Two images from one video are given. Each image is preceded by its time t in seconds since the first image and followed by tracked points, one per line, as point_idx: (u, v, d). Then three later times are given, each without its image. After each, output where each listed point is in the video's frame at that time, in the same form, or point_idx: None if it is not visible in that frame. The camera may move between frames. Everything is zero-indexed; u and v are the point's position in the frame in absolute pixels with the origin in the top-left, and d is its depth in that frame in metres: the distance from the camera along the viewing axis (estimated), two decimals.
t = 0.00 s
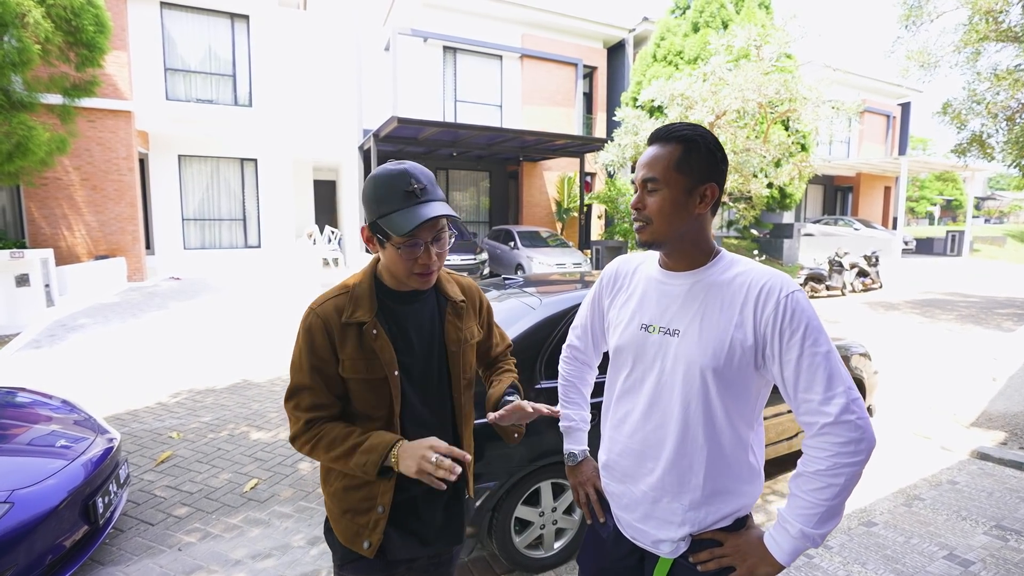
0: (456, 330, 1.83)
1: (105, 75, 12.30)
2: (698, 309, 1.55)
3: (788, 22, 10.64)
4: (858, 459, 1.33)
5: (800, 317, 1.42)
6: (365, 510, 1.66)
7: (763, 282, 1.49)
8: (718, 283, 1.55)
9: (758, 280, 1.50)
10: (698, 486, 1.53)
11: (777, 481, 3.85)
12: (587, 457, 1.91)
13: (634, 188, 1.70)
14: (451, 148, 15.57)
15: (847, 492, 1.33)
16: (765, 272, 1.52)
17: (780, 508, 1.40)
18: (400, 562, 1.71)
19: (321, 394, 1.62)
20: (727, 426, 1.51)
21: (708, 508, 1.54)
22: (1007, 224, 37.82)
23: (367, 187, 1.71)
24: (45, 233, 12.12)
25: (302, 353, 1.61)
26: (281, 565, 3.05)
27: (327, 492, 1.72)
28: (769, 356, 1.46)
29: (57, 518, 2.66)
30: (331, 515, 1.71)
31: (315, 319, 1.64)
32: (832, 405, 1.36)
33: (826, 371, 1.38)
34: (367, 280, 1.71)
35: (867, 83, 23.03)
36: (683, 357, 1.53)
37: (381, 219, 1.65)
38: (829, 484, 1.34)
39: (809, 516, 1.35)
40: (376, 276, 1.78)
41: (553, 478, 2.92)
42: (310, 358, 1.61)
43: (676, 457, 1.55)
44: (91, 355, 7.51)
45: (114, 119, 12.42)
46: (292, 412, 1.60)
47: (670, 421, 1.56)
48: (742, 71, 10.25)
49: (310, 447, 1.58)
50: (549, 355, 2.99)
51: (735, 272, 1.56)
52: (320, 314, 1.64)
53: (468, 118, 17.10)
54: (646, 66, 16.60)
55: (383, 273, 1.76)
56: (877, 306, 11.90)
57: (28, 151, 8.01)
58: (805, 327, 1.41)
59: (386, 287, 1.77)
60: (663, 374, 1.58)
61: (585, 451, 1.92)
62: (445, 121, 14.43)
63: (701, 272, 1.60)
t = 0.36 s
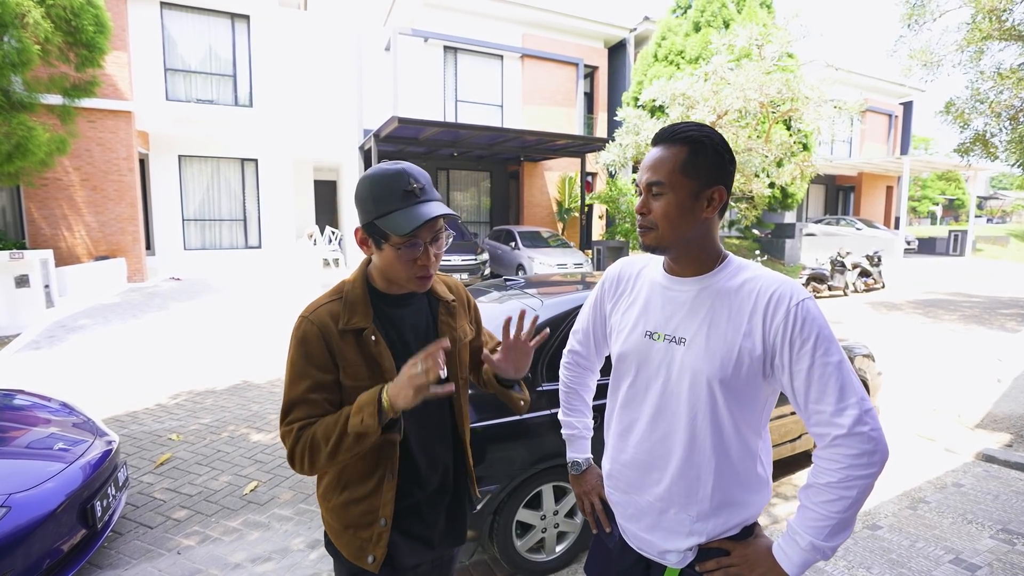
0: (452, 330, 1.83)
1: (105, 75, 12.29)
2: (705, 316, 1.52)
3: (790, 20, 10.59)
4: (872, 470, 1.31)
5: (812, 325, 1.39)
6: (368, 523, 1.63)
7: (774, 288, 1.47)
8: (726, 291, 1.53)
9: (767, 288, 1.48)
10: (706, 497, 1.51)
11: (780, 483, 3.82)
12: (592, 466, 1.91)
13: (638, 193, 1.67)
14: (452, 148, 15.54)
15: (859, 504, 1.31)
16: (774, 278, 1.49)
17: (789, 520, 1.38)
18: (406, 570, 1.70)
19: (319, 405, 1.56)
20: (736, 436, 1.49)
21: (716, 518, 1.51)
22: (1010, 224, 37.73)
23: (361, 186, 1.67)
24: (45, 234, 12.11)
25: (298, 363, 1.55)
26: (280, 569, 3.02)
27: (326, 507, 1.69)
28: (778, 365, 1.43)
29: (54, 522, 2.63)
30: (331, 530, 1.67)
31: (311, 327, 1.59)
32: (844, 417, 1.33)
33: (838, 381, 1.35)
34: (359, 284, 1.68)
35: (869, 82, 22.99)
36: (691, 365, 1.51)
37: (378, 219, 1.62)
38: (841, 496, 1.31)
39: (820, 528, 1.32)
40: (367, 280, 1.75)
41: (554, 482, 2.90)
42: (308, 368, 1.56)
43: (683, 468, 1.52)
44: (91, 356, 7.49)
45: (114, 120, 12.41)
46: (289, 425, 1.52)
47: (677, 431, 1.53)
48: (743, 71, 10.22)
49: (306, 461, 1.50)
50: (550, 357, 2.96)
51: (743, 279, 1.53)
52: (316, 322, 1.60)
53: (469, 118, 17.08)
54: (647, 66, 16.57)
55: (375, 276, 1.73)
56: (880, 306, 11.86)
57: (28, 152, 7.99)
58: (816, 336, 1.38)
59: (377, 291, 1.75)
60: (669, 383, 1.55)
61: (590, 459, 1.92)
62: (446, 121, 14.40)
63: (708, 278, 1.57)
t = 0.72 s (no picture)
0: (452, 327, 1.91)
1: (104, 75, 12.29)
2: (701, 320, 1.52)
3: (790, 21, 10.60)
4: (870, 475, 1.30)
5: (808, 328, 1.39)
6: (404, 520, 1.64)
7: (772, 291, 1.46)
8: (723, 294, 1.52)
9: (764, 291, 1.47)
10: (702, 503, 1.50)
11: (780, 485, 3.81)
12: (589, 471, 1.90)
13: (631, 196, 1.67)
14: (451, 148, 15.53)
15: (857, 509, 1.30)
16: (771, 282, 1.49)
17: (786, 527, 1.37)
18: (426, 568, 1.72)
19: (371, 402, 1.52)
20: (732, 441, 1.48)
21: (713, 524, 1.51)
22: (1010, 224, 37.75)
23: (369, 185, 1.70)
24: (45, 234, 12.10)
25: (352, 361, 1.50)
26: (278, 572, 3.02)
27: (347, 517, 1.63)
28: (775, 369, 1.43)
29: (52, 524, 2.63)
30: (356, 538, 1.62)
31: (356, 324, 1.53)
32: (840, 421, 1.33)
33: (835, 385, 1.35)
34: (381, 278, 1.67)
35: (869, 83, 23.00)
36: (687, 369, 1.50)
37: (395, 204, 1.64)
38: (837, 502, 1.31)
39: (816, 534, 1.32)
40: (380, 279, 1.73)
41: (553, 484, 2.89)
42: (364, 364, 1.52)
43: (680, 473, 1.52)
44: (91, 357, 7.49)
45: (113, 120, 12.41)
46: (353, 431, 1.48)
47: (673, 436, 1.53)
48: (743, 72, 10.22)
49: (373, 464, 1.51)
50: (549, 358, 2.96)
51: (739, 282, 1.53)
52: (360, 319, 1.55)
53: (468, 118, 17.08)
54: (647, 66, 16.58)
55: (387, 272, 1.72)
56: (879, 306, 11.86)
57: (26, 153, 7.99)
58: (813, 339, 1.38)
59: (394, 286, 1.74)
60: (666, 387, 1.55)
61: (587, 464, 1.90)
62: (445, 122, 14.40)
63: (704, 281, 1.57)
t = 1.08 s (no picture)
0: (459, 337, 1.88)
1: (104, 75, 12.29)
2: (699, 323, 1.52)
3: (791, 22, 10.59)
4: (869, 481, 1.29)
5: (807, 331, 1.38)
6: (405, 521, 1.63)
7: (770, 293, 1.45)
8: (720, 297, 1.52)
9: (762, 294, 1.46)
10: (699, 508, 1.50)
11: (781, 487, 3.80)
12: (588, 473, 1.90)
13: (629, 199, 1.66)
14: (452, 149, 15.52)
15: (856, 515, 1.29)
16: (770, 284, 1.48)
17: (784, 533, 1.36)
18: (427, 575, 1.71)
19: (371, 389, 1.52)
20: (730, 446, 1.47)
21: (710, 529, 1.50)
22: (1011, 224, 37.71)
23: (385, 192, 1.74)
24: (45, 234, 12.09)
25: (351, 347, 1.50)
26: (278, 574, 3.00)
27: (349, 513, 1.63)
28: (773, 373, 1.42)
29: (52, 527, 2.62)
30: (356, 536, 1.62)
31: (356, 313, 1.54)
32: (838, 426, 1.32)
33: (833, 390, 1.34)
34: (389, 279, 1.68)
35: (870, 83, 22.98)
36: (685, 372, 1.50)
37: (392, 218, 1.67)
38: (835, 509, 1.30)
39: (815, 541, 1.31)
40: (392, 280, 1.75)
41: (554, 486, 2.89)
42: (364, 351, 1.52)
43: (677, 478, 1.51)
44: (91, 357, 7.48)
45: (114, 120, 12.41)
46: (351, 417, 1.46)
47: (671, 440, 1.52)
48: (744, 72, 10.21)
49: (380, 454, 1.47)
50: (550, 360, 2.95)
51: (738, 285, 1.52)
52: (360, 309, 1.55)
53: (469, 118, 17.08)
54: (647, 67, 16.56)
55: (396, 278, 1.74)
56: (880, 307, 11.86)
57: (27, 153, 7.98)
58: (812, 342, 1.37)
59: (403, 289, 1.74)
60: (663, 390, 1.55)
61: (586, 466, 1.90)
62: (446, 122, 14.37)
63: (702, 284, 1.56)
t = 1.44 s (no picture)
0: (464, 352, 1.79)
1: (104, 75, 12.28)
2: (696, 328, 1.51)
3: (791, 22, 10.57)
4: (867, 486, 1.29)
5: (804, 334, 1.37)
6: (377, 514, 1.60)
7: (767, 297, 1.45)
8: (717, 302, 1.51)
9: (759, 297, 1.45)
10: (698, 514, 1.49)
11: (781, 489, 3.79)
12: (587, 478, 1.89)
13: (624, 206, 1.65)
14: (452, 149, 15.51)
15: (855, 520, 1.28)
16: (766, 288, 1.47)
17: (783, 538, 1.35)
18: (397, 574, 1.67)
19: (375, 377, 1.53)
20: (728, 451, 1.46)
21: (709, 534, 1.49)
22: (1011, 224, 37.68)
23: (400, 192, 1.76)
24: (45, 235, 12.08)
25: (350, 339, 1.52)
26: None
27: (324, 497, 1.64)
28: (770, 377, 1.41)
29: (50, 529, 2.61)
30: (325, 521, 1.62)
31: (355, 306, 1.56)
32: (835, 431, 1.31)
33: (831, 394, 1.33)
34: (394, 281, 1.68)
35: (870, 83, 22.96)
36: (682, 378, 1.49)
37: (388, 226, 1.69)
38: (834, 514, 1.29)
39: (814, 547, 1.30)
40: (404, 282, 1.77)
41: (553, 489, 2.88)
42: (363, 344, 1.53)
43: (675, 483, 1.50)
44: (91, 358, 7.47)
45: (113, 120, 12.41)
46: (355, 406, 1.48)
47: (669, 445, 1.52)
48: (744, 72, 10.20)
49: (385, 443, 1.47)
50: (549, 361, 2.94)
51: (735, 289, 1.51)
52: (359, 302, 1.57)
53: (469, 119, 17.07)
54: (647, 67, 16.54)
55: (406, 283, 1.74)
56: (880, 307, 11.85)
57: (26, 154, 7.98)
58: (809, 345, 1.36)
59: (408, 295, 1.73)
60: (661, 395, 1.54)
61: (585, 471, 1.90)
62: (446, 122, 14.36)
63: (699, 289, 1.56)
